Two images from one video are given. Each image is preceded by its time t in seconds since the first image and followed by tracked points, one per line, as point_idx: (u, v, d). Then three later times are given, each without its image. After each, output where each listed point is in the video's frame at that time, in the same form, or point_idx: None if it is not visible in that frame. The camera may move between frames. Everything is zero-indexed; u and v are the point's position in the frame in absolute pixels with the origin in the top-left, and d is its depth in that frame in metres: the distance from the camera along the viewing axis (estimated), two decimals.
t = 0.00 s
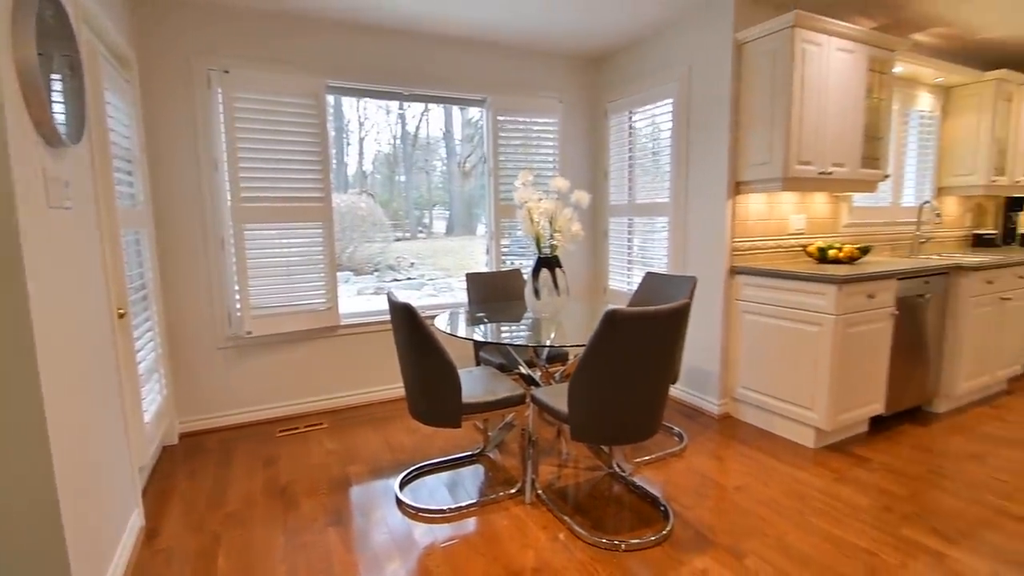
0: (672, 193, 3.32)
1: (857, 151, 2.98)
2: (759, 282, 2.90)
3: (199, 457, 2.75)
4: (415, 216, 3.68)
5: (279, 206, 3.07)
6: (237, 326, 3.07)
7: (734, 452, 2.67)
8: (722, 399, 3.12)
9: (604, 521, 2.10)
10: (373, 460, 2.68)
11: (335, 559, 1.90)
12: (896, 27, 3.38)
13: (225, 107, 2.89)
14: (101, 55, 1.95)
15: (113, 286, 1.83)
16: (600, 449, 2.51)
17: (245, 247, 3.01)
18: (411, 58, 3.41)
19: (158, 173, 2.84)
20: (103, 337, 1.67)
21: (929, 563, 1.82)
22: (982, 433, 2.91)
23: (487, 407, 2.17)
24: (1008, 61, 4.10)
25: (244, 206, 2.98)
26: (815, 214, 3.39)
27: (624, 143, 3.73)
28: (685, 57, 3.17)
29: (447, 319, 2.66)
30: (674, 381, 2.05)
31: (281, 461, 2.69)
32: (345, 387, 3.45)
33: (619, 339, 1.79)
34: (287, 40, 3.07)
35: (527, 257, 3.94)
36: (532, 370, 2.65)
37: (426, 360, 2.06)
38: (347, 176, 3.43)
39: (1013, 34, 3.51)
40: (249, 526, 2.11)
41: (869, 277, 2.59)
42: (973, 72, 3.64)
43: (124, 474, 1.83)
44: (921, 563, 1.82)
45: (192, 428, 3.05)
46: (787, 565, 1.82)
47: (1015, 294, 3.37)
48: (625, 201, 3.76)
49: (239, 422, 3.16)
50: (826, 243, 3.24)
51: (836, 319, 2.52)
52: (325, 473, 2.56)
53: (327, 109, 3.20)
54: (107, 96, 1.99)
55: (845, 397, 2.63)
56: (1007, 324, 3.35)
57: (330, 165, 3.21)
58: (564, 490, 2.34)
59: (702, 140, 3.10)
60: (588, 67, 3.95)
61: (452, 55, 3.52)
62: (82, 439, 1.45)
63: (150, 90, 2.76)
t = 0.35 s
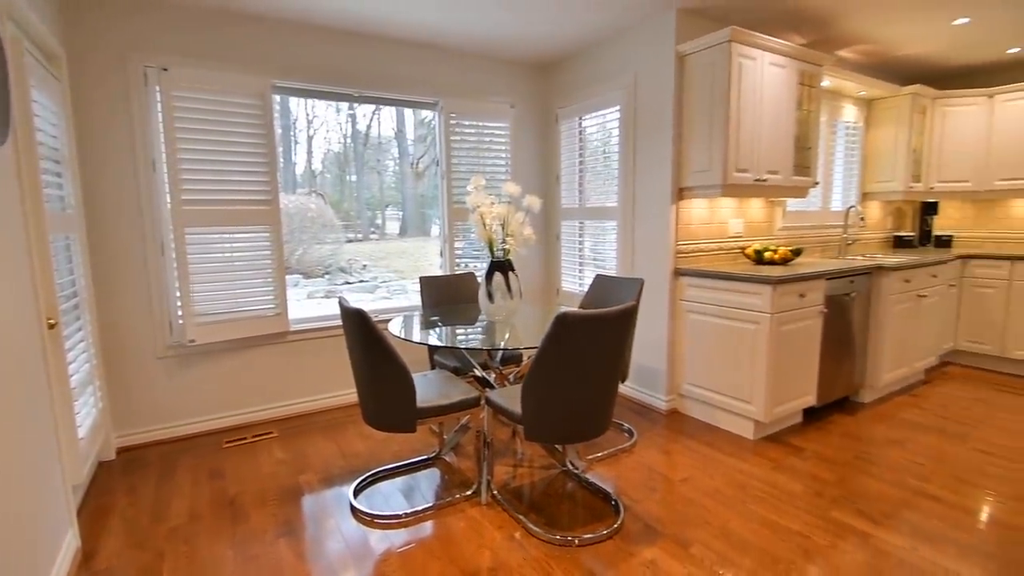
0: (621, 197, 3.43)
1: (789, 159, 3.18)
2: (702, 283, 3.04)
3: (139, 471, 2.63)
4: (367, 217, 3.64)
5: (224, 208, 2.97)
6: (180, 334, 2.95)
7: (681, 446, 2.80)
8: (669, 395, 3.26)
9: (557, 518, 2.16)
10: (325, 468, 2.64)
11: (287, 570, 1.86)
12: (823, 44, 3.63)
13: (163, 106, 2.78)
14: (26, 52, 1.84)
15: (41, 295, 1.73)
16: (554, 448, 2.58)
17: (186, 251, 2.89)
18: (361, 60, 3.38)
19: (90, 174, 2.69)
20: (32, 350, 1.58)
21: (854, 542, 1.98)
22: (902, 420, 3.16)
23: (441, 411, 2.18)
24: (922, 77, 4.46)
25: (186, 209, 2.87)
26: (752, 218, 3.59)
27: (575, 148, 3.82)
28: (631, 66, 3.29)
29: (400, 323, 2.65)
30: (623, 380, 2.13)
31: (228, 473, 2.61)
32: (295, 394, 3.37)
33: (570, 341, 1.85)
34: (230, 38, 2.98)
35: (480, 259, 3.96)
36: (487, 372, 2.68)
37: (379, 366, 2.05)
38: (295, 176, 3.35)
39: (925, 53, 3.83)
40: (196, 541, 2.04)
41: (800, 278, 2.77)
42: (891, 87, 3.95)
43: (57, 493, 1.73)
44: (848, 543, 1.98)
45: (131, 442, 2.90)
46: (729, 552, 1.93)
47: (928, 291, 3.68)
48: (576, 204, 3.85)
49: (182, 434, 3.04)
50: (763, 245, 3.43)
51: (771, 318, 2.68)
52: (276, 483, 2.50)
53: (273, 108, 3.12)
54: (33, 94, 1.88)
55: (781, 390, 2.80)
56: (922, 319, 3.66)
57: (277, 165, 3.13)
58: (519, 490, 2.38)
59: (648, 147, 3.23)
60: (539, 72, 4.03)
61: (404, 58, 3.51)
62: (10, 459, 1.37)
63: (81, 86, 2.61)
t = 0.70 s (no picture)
0: (583, 199, 3.50)
1: (743, 164, 3.31)
2: (662, 283, 3.14)
3: (90, 484, 2.52)
4: (329, 217, 3.59)
5: (179, 210, 2.88)
6: (133, 340, 2.84)
7: (643, 442, 2.87)
8: (631, 392, 3.34)
9: (524, 516, 2.19)
10: (289, 474, 2.60)
11: None
12: (774, 54, 3.79)
13: (114, 103, 2.67)
14: None
15: None
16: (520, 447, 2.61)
17: (139, 254, 2.78)
18: (323, 59, 3.33)
19: (34, 173, 2.56)
20: None
21: (806, 529, 2.09)
22: (849, 412, 3.34)
23: (408, 413, 2.18)
24: (865, 87, 4.72)
25: (138, 210, 2.76)
26: (709, 220, 3.73)
27: (538, 150, 3.87)
28: (592, 71, 3.36)
29: (365, 326, 2.63)
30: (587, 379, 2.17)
31: (186, 482, 2.53)
32: (256, 400, 3.29)
33: (534, 341, 1.88)
34: (185, 34, 2.89)
35: (446, 261, 3.97)
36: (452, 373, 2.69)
37: (343, 369, 2.04)
38: (253, 175, 3.27)
39: (867, 64, 4.06)
40: (153, 555, 1.97)
41: (754, 278, 2.89)
42: (837, 96, 4.16)
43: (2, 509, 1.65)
44: (800, 530, 2.08)
45: (80, 454, 2.78)
46: (690, 543, 2.00)
47: (872, 289, 3.90)
48: (540, 206, 3.90)
49: (136, 444, 2.92)
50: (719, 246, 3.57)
51: (727, 316, 2.79)
52: (237, 491, 2.44)
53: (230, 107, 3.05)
54: None
55: (737, 386, 2.92)
56: (866, 316, 3.87)
57: (235, 164, 3.06)
58: (486, 490, 2.40)
59: (609, 150, 3.30)
60: (503, 75, 4.06)
61: (367, 59, 3.48)
62: None
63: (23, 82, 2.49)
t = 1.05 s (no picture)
0: (557, 200, 3.54)
1: (712, 167, 3.40)
2: (634, 284, 3.19)
3: (49, 494, 2.43)
4: (301, 218, 3.53)
5: (143, 210, 2.80)
6: (95, 345, 2.75)
7: (617, 440, 2.92)
8: (605, 391, 3.39)
9: (499, 516, 2.20)
10: (260, 479, 2.55)
11: None
12: (741, 60, 3.90)
13: (73, 101, 2.59)
14: None
15: None
16: (496, 447, 2.62)
17: (101, 257, 2.69)
18: (293, 58, 3.29)
19: None
20: None
21: (773, 521, 2.16)
22: (814, 407, 3.46)
23: (382, 415, 2.17)
24: (827, 92, 4.89)
25: (99, 210, 2.67)
26: (679, 221, 3.81)
27: (512, 152, 3.89)
28: (565, 74, 3.40)
29: (338, 328, 2.60)
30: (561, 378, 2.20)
31: (153, 490, 2.46)
32: (225, 405, 3.22)
33: (508, 342, 1.89)
34: (148, 31, 2.81)
35: (420, 263, 3.95)
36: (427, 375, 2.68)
37: (316, 371, 2.01)
38: (221, 174, 3.21)
39: (829, 71, 4.21)
40: (118, 566, 1.92)
41: (723, 278, 2.97)
42: (801, 101, 4.30)
43: None
44: (767, 523, 2.15)
45: (39, 463, 2.68)
46: (662, 538, 2.04)
47: (835, 288, 4.04)
48: (515, 207, 3.92)
49: (98, 452, 2.83)
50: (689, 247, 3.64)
51: (697, 316, 2.86)
52: (206, 498, 2.38)
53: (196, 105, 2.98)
54: None
55: (707, 383, 2.99)
56: (829, 314, 4.01)
57: (202, 163, 2.99)
58: (461, 491, 2.41)
59: (582, 153, 3.34)
60: (476, 76, 4.07)
61: (338, 58, 3.45)
62: None
63: None
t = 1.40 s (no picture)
0: (539, 201, 3.55)
1: (692, 168, 3.44)
2: (616, 284, 3.22)
3: (19, 503, 2.35)
4: (281, 218, 3.48)
5: (117, 210, 2.74)
6: (67, 348, 2.68)
7: (600, 439, 2.94)
8: (588, 390, 3.41)
9: (483, 517, 2.19)
10: (239, 484, 2.51)
11: None
12: (720, 63, 3.96)
13: (43, 97, 2.51)
14: None
15: None
16: (479, 448, 2.62)
17: (73, 258, 2.62)
18: (273, 56, 3.24)
19: None
20: None
21: (753, 518, 2.19)
22: (792, 405, 3.52)
23: (364, 417, 2.15)
24: (804, 96, 4.99)
25: (71, 210, 2.61)
26: (661, 222, 3.85)
27: (495, 153, 3.89)
28: (547, 76, 3.41)
29: (319, 330, 2.57)
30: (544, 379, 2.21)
31: (128, 497, 2.40)
32: (203, 408, 3.16)
33: (491, 342, 1.89)
34: (122, 26, 2.74)
35: (403, 263, 3.93)
36: (410, 376, 2.66)
37: (296, 374, 1.99)
38: (198, 173, 3.15)
39: (805, 75, 4.30)
40: None
41: (703, 278, 3.01)
42: (778, 104, 4.38)
43: None
44: (748, 519, 2.18)
45: (8, 471, 2.59)
46: (645, 536, 2.06)
47: (811, 288, 4.13)
48: (498, 208, 3.92)
49: (70, 458, 2.75)
50: (670, 247, 3.69)
51: (678, 315, 2.89)
52: (183, 504, 2.34)
53: (173, 103, 2.92)
54: None
55: (688, 382, 3.02)
56: (807, 313, 4.09)
57: (179, 162, 2.93)
58: (445, 492, 2.40)
59: (564, 154, 3.36)
60: (459, 76, 4.06)
61: (319, 57, 3.41)
62: None
63: None
